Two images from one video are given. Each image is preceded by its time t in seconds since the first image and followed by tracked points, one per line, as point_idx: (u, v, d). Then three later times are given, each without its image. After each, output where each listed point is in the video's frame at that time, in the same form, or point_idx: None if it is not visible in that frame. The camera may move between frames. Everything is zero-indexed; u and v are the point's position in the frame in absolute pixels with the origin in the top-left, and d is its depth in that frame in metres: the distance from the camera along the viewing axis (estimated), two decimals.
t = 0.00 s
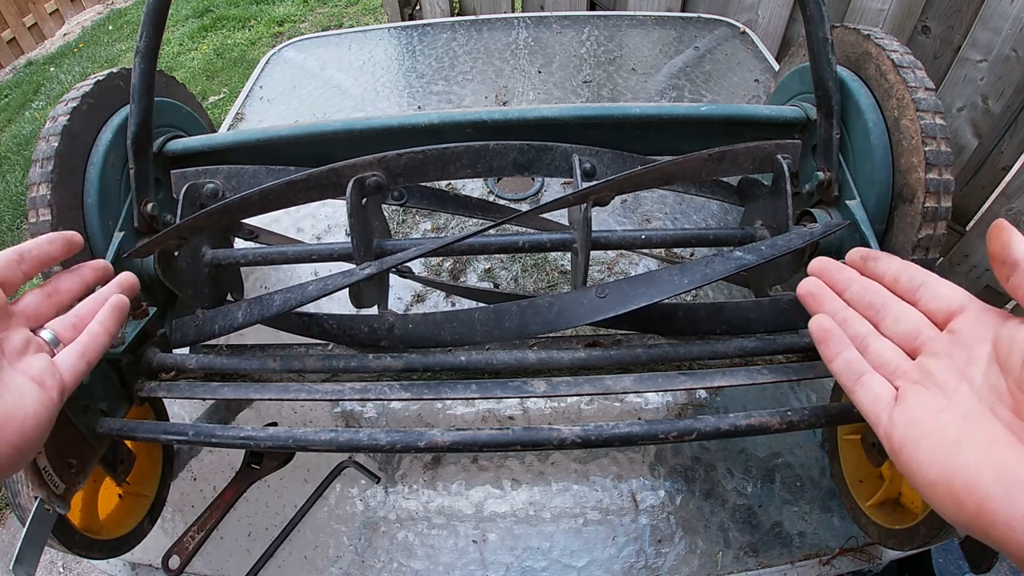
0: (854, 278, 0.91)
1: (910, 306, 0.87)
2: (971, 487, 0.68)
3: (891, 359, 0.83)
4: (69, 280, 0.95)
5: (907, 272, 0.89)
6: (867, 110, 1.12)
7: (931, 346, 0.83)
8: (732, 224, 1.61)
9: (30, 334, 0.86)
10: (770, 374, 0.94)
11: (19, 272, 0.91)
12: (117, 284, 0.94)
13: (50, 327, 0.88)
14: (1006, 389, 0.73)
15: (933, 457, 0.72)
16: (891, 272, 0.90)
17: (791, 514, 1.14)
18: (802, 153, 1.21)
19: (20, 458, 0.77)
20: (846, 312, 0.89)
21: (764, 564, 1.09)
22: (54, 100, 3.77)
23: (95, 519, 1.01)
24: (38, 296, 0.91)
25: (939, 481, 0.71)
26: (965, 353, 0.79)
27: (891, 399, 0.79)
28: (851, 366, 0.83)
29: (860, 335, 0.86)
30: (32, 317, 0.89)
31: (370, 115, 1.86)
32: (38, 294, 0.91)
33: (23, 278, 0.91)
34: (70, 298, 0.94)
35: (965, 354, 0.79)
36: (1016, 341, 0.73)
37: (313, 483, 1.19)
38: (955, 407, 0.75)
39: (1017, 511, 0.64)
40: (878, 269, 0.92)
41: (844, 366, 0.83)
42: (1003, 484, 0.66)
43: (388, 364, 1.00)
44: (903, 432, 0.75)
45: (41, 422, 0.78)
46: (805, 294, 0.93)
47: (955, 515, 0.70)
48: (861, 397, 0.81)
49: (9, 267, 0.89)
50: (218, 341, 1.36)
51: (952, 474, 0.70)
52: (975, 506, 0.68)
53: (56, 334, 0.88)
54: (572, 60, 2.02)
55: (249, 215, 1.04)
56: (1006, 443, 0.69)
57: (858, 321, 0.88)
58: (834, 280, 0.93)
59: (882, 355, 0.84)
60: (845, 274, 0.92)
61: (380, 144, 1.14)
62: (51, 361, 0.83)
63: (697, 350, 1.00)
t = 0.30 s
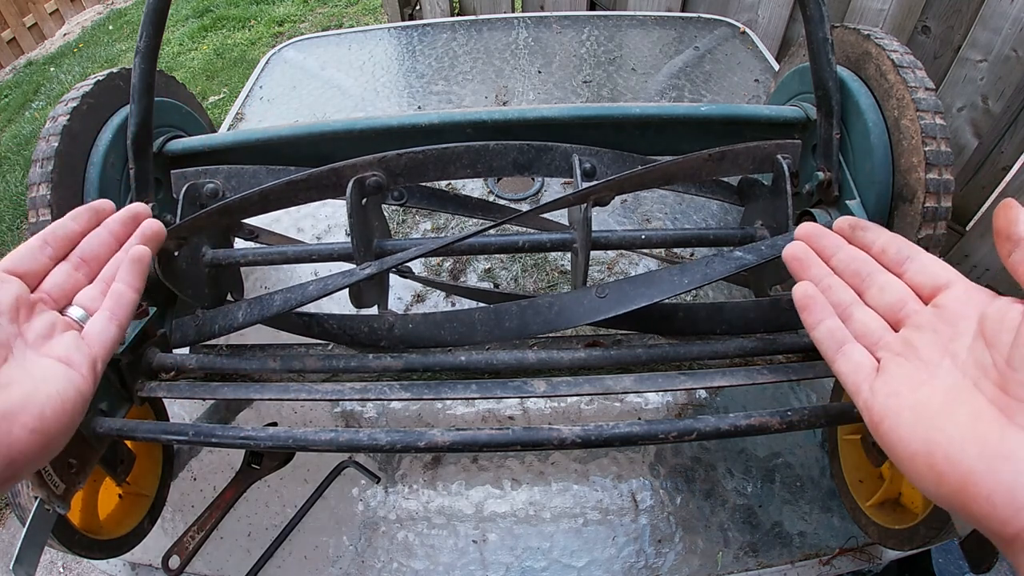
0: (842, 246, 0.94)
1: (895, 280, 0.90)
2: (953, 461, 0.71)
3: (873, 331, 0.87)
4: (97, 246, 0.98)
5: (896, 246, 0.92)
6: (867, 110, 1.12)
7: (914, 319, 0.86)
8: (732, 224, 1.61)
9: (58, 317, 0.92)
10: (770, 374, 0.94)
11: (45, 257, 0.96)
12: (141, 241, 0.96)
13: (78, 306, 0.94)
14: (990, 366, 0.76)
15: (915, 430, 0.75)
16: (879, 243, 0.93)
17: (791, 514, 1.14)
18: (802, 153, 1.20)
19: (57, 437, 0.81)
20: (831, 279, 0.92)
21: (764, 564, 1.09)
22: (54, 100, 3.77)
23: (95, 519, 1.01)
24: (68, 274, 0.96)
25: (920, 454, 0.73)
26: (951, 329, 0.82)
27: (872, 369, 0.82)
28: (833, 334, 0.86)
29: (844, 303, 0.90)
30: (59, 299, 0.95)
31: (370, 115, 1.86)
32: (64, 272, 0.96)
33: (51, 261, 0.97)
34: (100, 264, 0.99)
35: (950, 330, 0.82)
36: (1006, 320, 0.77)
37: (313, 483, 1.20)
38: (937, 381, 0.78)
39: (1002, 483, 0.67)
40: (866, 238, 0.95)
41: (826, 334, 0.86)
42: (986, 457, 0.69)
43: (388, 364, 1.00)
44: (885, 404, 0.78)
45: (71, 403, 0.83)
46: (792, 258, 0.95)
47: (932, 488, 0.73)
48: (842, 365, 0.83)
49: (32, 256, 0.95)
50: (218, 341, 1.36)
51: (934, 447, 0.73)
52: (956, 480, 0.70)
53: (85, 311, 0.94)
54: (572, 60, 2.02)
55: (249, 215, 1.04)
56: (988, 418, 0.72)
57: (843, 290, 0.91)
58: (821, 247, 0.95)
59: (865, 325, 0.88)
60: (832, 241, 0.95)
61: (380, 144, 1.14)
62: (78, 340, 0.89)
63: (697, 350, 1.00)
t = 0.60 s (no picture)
0: (842, 243, 0.95)
1: (895, 278, 0.91)
2: (950, 460, 0.72)
3: (873, 328, 0.87)
4: (100, 238, 0.98)
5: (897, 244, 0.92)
6: (867, 111, 1.12)
7: (914, 318, 0.87)
8: (733, 224, 1.61)
9: (63, 310, 0.93)
10: (770, 374, 0.94)
11: (49, 253, 0.97)
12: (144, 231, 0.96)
13: (83, 300, 0.95)
14: (988, 365, 0.77)
15: (913, 428, 0.75)
16: (880, 241, 0.94)
17: (791, 514, 1.14)
18: (803, 153, 1.20)
19: (62, 429, 0.81)
20: (831, 276, 0.92)
21: (765, 564, 1.09)
22: (54, 100, 3.77)
23: (95, 519, 1.01)
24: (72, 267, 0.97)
25: (917, 452, 0.74)
26: (950, 327, 0.83)
27: (871, 366, 0.82)
28: (832, 331, 0.86)
29: (844, 300, 0.90)
30: (64, 293, 0.96)
31: (370, 114, 1.86)
32: (69, 266, 0.97)
33: (55, 257, 0.97)
34: (104, 257, 0.99)
35: (948, 329, 0.83)
36: (1006, 319, 0.77)
37: (313, 483, 1.20)
38: (936, 379, 0.79)
39: (1000, 484, 0.68)
40: (867, 236, 0.95)
41: (826, 331, 0.86)
42: (983, 457, 0.70)
43: (388, 364, 1.00)
44: (883, 402, 0.78)
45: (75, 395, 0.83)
46: (793, 254, 0.95)
47: (930, 486, 0.74)
48: (842, 361, 0.83)
49: (36, 253, 0.96)
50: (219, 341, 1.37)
51: (932, 445, 0.73)
52: (953, 479, 0.71)
53: (90, 305, 0.95)
54: (571, 60, 2.02)
55: (249, 215, 1.04)
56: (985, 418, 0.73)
57: (842, 288, 0.92)
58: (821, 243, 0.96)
59: (864, 323, 0.88)
60: (833, 238, 0.95)
61: (380, 144, 1.14)
62: (84, 333, 0.89)
63: (697, 350, 1.00)
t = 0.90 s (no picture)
0: (844, 212, 0.95)
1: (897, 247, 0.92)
2: (958, 426, 0.72)
3: (876, 296, 0.88)
4: (95, 211, 0.99)
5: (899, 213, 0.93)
6: (867, 111, 1.12)
7: (917, 286, 0.88)
8: (733, 224, 1.60)
9: (56, 281, 0.93)
10: (770, 374, 0.94)
11: (43, 226, 0.97)
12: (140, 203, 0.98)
13: (77, 270, 0.95)
14: (994, 332, 0.79)
15: (920, 395, 0.75)
16: (882, 210, 0.95)
17: (791, 514, 1.14)
18: (803, 153, 1.20)
19: (52, 394, 0.81)
20: (832, 244, 0.93)
21: (765, 564, 1.08)
22: (54, 100, 3.77)
23: (95, 519, 1.01)
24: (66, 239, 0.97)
25: (924, 419, 0.74)
26: (954, 295, 0.84)
27: (874, 333, 0.83)
28: (835, 299, 0.87)
29: (846, 268, 0.92)
30: (58, 264, 0.96)
31: (370, 114, 1.86)
32: (62, 238, 0.97)
33: (49, 230, 0.98)
34: (97, 229, 0.99)
35: (953, 297, 0.84)
36: (1013, 287, 0.79)
37: (313, 483, 1.20)
38: (941, 347, 0.79)
39: (1009, 449, 0.68)
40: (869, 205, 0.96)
41: (828, 298, 0.87)
42: (991, 422, 0.70)
43: (388, 364, 1.00)
44: (887, 367, 0.78)
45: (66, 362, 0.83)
46: (794, 221, 0.95)
47: (936, 454, 0.73)
48: (846, 329, 0.84)
49: (30, 224, 0.96)
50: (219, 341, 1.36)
51: (939, 412, 0.73)
52: (962, 445, 0.71)
53: (84, 275, 0.94)
54: (571, 60, 2.02)
55: (249, 215, 1.04)
56: (990, 384, 0.74)
57: (845, 255, 0.93)
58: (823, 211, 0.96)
59: (867, 290, 0.89)
60: (835, 207, 0.96)
61: (380, 144, 1.14)
62: (77, 302, 0.89)
63: (697, 350, 1.00)
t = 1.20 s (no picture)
0: (848, 86, 1.01)
1: (904, 119, 0.99)
2: (990, 277, 0.76)
3: (887, 163, 0.94)
4: (77, 110, 1.03)
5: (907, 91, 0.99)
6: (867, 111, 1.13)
7: (931, 153, 0.94)
8: (733, 224, 1.60)
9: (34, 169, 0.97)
10: (770, 374, 0.94)
11: (27, 126, 1.03)
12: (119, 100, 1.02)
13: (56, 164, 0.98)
14: (1013, 189, 0.84)
15: (948, 252, 0.79)
16: (888, 85, 1.01)
17: (791, 514, 1.14)
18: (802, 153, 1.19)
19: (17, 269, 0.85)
20: (838, 115, 1.00)
21: (764, 564, 1.08)
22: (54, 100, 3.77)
23: (95, 518, 1.01)
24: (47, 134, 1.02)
25: (952, 273, 0.78)
26: (970, 160, 0.90)
27: (887, 195, 0.89)
28: (844, 166, 0.92)
29: (855, 139, 0.98)
30: (37, 159, 0.99)
31: (370, 114, 1.86)
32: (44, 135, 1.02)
33: (32, 130, 1.03)
34: (80, 127, 1.03)
35: (969, 162, 0.90)
36: None
37: (313, 483, 1.19)
38: (961, 205, 0.85)
39: None
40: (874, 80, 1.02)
41: (839, 165, 0.92)
42: None
43: (388, 364, 1.00)
44: (907, 230, 0.83)
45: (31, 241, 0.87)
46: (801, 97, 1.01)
47: (965, 309, 0.78)
48: (858, 194, 0.90)
49: (13, 122, 1.01)
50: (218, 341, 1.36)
51: (968, 265, 0.77)
52: (996, 298, 0.75)
53: (63, 168, 0.98)
54: (571, 60, 2.02)
55: (249, 215, 1.04)
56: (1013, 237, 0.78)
57: (852, 126, 0.99)
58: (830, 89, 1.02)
59: (876, 159, 0.95)
60: (841, 81, 1.01)
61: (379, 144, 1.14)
62: (53, 191, 0.93)
63: (697, 350, 1.00)
